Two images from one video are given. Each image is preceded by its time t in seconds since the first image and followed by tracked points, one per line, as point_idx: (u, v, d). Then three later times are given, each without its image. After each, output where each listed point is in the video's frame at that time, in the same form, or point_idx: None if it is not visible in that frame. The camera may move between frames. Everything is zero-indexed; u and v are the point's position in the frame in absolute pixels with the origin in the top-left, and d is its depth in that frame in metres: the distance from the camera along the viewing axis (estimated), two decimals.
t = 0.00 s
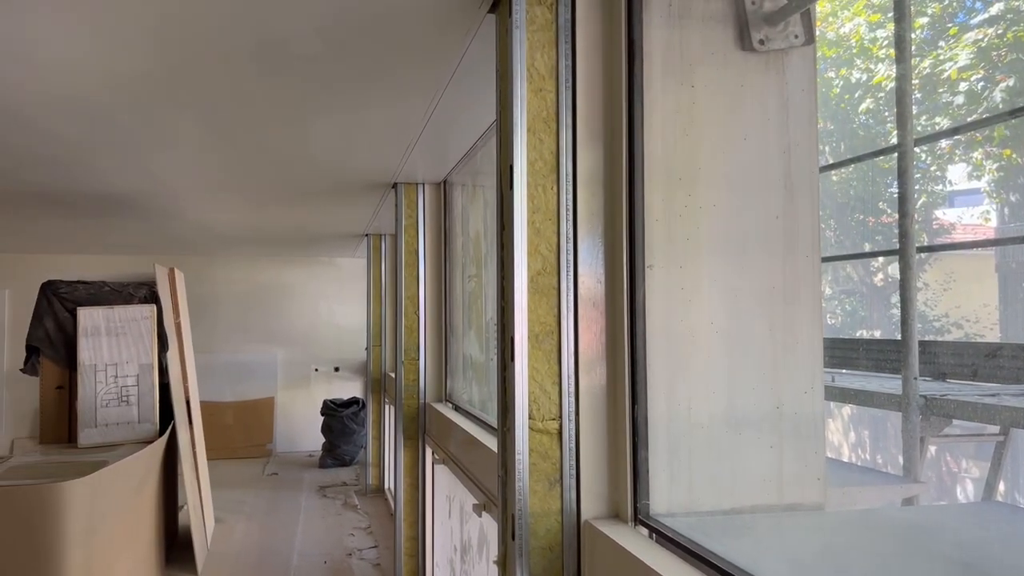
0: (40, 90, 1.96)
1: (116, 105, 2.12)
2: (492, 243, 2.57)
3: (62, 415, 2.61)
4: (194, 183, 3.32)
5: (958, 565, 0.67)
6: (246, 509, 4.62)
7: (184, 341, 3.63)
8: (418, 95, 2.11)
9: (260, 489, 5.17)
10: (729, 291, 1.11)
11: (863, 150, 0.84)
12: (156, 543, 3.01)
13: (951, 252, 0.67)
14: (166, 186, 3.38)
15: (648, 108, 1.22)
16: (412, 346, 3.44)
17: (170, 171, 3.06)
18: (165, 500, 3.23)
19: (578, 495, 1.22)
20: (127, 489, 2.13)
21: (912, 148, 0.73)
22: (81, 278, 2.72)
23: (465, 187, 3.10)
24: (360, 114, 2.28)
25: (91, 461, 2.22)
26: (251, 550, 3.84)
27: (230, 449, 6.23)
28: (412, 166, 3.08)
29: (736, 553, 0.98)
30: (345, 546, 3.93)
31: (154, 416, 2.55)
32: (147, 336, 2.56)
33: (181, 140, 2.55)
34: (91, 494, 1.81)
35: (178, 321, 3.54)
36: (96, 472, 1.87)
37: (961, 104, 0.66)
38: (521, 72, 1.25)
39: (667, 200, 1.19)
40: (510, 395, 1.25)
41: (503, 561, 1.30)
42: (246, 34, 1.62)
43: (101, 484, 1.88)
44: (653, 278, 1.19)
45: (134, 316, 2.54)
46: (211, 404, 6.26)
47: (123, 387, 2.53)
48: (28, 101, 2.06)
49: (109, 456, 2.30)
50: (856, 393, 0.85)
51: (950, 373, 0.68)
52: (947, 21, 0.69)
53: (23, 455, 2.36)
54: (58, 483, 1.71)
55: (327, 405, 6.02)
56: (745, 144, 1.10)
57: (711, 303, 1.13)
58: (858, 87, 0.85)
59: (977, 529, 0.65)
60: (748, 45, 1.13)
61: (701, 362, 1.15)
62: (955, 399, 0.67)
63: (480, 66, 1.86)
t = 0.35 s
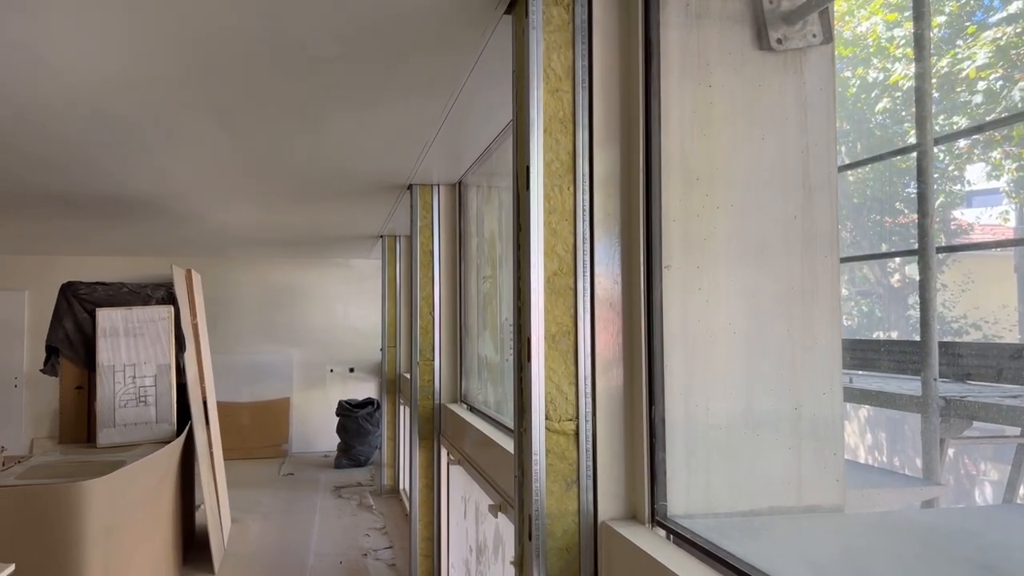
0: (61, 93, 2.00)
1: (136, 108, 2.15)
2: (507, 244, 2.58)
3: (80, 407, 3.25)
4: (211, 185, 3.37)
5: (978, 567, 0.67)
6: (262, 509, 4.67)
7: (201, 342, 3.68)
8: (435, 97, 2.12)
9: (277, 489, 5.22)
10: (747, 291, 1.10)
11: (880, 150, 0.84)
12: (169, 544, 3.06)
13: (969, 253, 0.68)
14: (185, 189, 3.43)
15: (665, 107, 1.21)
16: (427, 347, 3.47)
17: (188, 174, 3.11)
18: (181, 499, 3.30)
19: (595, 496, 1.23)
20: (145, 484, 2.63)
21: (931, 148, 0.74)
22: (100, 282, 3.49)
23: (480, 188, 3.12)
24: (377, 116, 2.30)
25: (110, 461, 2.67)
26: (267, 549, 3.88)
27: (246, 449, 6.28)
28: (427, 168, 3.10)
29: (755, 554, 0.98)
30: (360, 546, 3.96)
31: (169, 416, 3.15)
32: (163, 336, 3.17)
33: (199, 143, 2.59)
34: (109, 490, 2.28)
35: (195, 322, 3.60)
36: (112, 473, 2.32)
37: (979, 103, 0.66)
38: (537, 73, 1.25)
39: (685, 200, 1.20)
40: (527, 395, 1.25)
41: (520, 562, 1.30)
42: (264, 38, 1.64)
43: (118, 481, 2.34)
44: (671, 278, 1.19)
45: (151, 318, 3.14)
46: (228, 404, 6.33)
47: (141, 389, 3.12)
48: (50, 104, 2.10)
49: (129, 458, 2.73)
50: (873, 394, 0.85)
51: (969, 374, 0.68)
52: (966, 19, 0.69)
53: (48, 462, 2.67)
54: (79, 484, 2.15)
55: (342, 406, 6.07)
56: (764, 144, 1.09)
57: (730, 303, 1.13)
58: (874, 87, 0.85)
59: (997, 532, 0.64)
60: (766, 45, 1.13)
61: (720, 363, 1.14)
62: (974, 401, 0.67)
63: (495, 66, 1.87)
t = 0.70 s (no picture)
0: (81, 95, 2.03)
1: (153, 109, 2.18)
2: (522, 244, 2.59)
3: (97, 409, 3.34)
4: (228, 187, 3.41)
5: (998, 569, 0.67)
6: (278, 509, 4.72)
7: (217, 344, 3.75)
8: (450, 98, 2.14)
9: (292, 489, 5.27)
10: (766, 291, 1.10)
11: (897, 150, 0.84)
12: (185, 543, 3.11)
13: (987, 253, 0.68)
14: (202, 190, 3.48)
15: (682, 107, 1.21)
16: (442, 347, 3.49)
17: (206, 175, 3.15)
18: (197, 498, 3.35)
19: (612, 496, 1.23)
20: (161, 484, 2.69)
21: (950, 147, 0.74)
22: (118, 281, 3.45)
23: (494, 189, 3.13)
24: (393, 117, 2.33)
25: (128, 461, 2.73)
26: (283, 549, 3.92)
27: (260, 449, 6.33)
28: (442, 168, 3.11)
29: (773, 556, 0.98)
30: (375, 546, 3.99)
31: (186, 416, 3.22)
32: (180, 336, 3.22)
33: (215, 144, 2.63)
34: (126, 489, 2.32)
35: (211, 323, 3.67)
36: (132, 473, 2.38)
37: (998, 102, 0.67)
38: (554, 72, 1.26)
39: (703, 199, 1.20)
40: (544, 395, 1.26)
41: (536, 562, 1.31)
42: (281, 38, 1.66)
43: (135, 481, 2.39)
44: (688, 278, 1.19)
45: (169, 319, 3.20)
46: (244, 405, 6.40)
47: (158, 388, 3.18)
48: (70, 106, 2.13)
49: (148, 458, 2.79)
50: (891, 395, 0.85)
51: (989, 376, 0.68)
52: (984, 18, 0.69)
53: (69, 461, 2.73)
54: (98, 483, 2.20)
55: (357, 407, 6.12)
56: (782, 143, 1.09)
57: (749, 304, 1.12)
58: (891, 86, 0.85)
59: (1017, 534, 0.64)
60: (784, 43, 1.12)
61: (738, 363, 1.14)
62: (994, 402, 0.67)
63: (510, 66, 1.88)
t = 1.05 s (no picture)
0: (101, 97, 2.06)
1: (172, 111, 2.21)
2: (537, 244, 2.59)
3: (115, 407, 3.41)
4: (246, 188, 3.46)
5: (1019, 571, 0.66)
6: (293, 508, 4.78)
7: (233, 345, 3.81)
8: (466, 97, 2.15)
9: (307, 489, 5.32)
10: (786, 292, 1.09)
11: (915, 149, 0.84)
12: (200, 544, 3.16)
13: (1004, 253, 0.68)
14: (220, 191, 3.53)
15: (700, 106, 1.22)
16: (457, 347, 3.52)
17: (223, 176, 3.19)
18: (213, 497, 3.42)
19: (630, 497, 1.23)
20: (179, 483, 2.74)
21: (968, 146, 0.74)
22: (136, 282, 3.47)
23: (509, 189, 3.14)
24: (409, 117, 2.34)
25: (145, 461, 2.78)
26: (298, 549, 3.97)
27: (277, 449, 6.40)
28: (457, 169, 3.13)
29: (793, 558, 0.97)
30: (390, 546, 4.01)
31: (203, 416, 3.28)
32: (197, 336, 3.25)
33: (231, 146, 2.66)
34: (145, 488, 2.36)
35: (227, 324, 3.73)
36: (149, 473, 2.43)
37: (1017, 100, 0.66)
38: (570, 72, 1.26)
39: (721, 198, 1.19)
40: (560, 395, 1.26)
41: (553, 563, 1.31)
42: (299, 40, 1.68)
43: (152, 480, 2.43)
44: (706, 277, 1.20)
45: (185, 319, 3.23)
46: (260, 405, 6.47)
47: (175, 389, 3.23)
48: (89, 108, 2.17)
49: (165, 458, 2.84)
50: (911, 395, 0.85)
51: (1009, 377, 0.68)
52: (1002, 14, 0.69)
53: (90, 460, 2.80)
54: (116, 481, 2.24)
55: (372, 407, 6.17)
56: (801, 142, 1.08)
57: (767, 304, 1.11)
58: (909, 84, 0.85)
59: None
60: (803, 41, 1.12)
61: (755, 364, 1.14)
62: (1015, 403, 0.67)
63: (527, 65, 1.88)
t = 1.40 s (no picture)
0: (124, 101, 2.10)
1: (193, 114, 2.26)
2: (553, 245, 2.60)
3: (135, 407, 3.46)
4: (263, 190, 3.50)
5: None
6: (310, 508, 4.83)
7: (251, 346, 3.87)
8: (482, 99, 2.17)
9: (324, 489, 5.37)
10: (806, 292, 1.08)
11: (934, 148, 0.84)
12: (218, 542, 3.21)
13: None
14: (239, 193, 3.58)
15: (718, 106, 1.22)
16: (473, 348, 3.53)
17: (242, 178, 3.24)
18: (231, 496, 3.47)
19: (649, 498, 1.24)
20: (196, 482, 2.78)
21: (990, 144, 0.74)
22: (156, 284, 3.55)
23: (525, 190, 3.15)
24: (426, 118, 2.36)
25: (166, 461, 2.84)
26: (315, 548, 4.01)
27: (294, 448, 6.47)
28: (473, 169, 3.15)
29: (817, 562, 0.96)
30: (407, 546, 4.04)
31: (221, 417, 3.35)
32: (215, 338, 3.35)
33: (250, 147, 2.69)
34: (163, 490, 2.40)
35: (245, 325, 3.78)
36: (168, 474, 2.47)
37: None
38: (588, 73, 1.27)
39: (740, 198, 1.19)
40: (579, 395, 1.27)
41: (571, 564, 1.32)
42: (318, 44, 1.71)
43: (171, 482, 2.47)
44: (726, 278, 1.20)
45: (205, 319, 3.31)
46: (277, 405, 6.54)
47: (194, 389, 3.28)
48: (112, 112, 2.21)
49: (184, 458, 2.89)
50: (931, 397, 0.84)
51: None
52: None
53: (110, 459, 2.86)
54: (135, 481, 2.28)
55: (388, 407, 6.21)
56: (820, 141, 1.07)
57: (787, 303, 1.11)
58: (928, 82, 0.85)
59: None
60: (822, 39, 1.10)
61: (775, 365, 1.13)
62: None
63: (543, 66, 1.90)
